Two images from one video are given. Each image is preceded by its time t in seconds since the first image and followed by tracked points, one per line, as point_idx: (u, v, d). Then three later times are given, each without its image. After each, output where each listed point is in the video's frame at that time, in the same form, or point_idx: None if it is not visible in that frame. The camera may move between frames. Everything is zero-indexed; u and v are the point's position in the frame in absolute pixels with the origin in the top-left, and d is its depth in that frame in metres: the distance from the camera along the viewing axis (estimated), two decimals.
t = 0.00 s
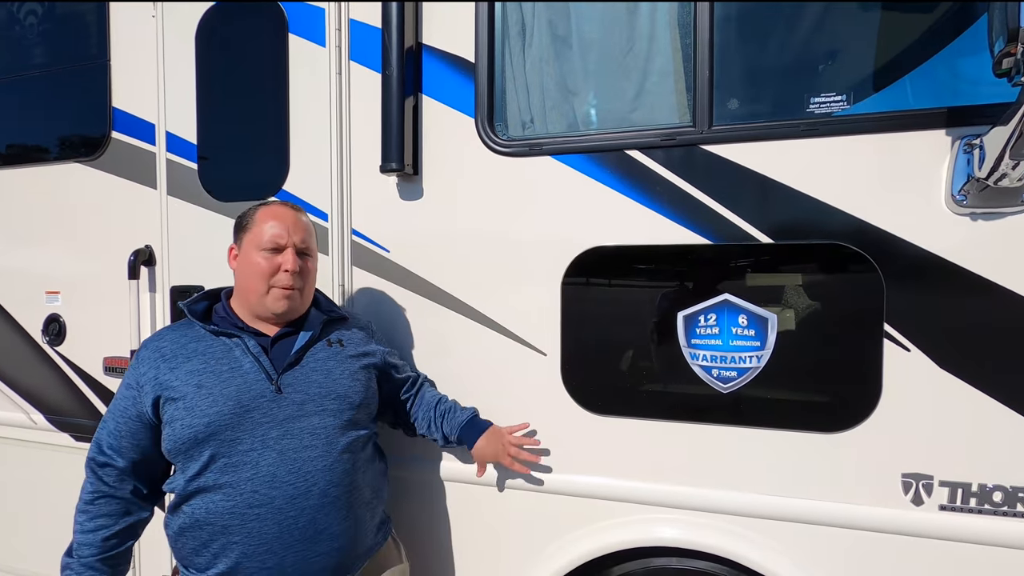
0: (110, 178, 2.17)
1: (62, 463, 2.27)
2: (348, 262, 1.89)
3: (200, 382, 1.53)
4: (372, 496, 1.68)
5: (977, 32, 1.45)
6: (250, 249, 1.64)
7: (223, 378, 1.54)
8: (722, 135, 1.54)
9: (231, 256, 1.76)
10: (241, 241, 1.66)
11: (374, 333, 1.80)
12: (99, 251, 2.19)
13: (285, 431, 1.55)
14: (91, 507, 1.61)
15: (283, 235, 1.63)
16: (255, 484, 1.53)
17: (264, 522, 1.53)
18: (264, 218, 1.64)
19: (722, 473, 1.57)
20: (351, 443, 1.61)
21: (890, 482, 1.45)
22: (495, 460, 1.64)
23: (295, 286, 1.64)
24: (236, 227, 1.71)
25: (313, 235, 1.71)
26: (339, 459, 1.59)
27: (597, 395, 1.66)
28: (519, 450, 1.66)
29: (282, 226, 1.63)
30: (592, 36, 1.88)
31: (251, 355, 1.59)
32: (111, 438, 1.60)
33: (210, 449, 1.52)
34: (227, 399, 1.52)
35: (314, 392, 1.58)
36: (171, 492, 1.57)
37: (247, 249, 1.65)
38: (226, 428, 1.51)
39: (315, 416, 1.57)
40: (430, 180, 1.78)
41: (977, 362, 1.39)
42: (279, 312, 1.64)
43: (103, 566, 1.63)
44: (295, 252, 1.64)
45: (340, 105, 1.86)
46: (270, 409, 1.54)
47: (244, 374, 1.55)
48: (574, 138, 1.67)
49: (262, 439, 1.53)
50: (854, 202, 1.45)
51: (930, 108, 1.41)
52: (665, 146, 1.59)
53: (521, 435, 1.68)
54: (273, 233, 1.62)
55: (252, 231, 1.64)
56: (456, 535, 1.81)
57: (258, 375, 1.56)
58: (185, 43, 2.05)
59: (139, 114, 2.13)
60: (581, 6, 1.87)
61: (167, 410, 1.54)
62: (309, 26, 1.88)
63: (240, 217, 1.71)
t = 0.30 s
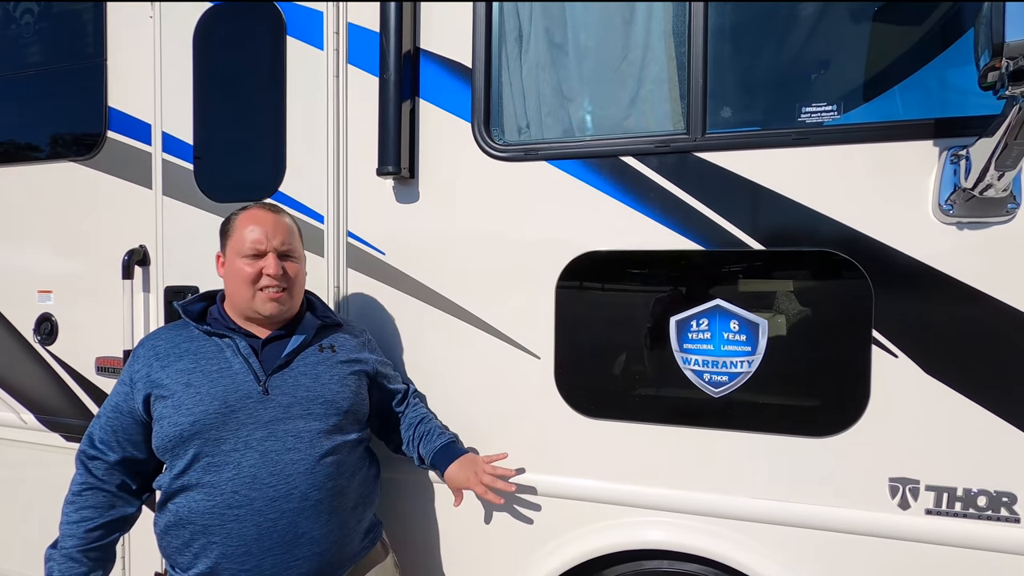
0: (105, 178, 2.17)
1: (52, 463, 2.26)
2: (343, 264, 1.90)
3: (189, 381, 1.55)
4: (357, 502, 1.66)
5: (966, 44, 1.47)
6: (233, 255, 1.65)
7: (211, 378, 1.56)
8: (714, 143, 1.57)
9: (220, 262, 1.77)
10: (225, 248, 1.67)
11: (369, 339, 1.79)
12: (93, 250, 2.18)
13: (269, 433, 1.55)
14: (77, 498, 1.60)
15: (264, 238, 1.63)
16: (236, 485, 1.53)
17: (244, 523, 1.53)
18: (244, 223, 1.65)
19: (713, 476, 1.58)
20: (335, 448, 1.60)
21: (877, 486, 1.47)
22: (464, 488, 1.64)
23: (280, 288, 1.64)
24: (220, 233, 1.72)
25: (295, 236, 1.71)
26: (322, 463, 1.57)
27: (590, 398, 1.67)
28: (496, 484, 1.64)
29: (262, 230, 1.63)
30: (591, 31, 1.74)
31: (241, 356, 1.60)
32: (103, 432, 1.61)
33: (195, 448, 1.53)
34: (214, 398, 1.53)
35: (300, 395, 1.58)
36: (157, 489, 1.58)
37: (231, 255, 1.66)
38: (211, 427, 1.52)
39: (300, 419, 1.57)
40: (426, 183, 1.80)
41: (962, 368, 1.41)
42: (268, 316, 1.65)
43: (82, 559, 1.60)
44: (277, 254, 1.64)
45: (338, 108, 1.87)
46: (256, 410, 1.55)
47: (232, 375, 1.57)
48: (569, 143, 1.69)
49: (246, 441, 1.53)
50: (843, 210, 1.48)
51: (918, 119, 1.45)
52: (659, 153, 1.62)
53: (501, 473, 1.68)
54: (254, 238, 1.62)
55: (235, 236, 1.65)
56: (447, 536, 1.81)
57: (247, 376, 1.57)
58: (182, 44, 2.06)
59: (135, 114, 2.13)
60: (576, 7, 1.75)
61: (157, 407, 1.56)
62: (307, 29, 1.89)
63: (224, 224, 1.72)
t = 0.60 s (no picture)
0: (106, 181, 2.18)
1: (51, 467, 2.26)
2: (343, 268, 1.91)
3: (200, 387, 1.54)
4: (364, 511, 1.67)
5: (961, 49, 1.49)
6: (249, 261, 1.63)
7: (222, 385, 1.55)
8: (711, 148, 1.58)
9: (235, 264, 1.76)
10: (241, 251, 1.66)
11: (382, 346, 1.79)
12: (94, 253, 2.19)
13: (279, 440, 1.55)
14: (93, 506, 1.63)
15: (281, 247, 1.62)
16: (245, 493, 1.53)
17: (252, 532, 1.53)
18: (261, 229, 1.63)
19: (710, 479, 1.59)
20: (344, 457, 1.60)
21: (873, 489, 1.48)
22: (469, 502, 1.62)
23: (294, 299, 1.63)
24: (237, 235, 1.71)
25: (313, 245, 1.70)
26: (331, 472, 1.58)
27: (588, 401, 1.69)
28: (501, 501, 1.64)
29: (280, 237, 1.62)
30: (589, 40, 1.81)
31: (252, 363, 1.60)
32: (114, 438, 1.61)
33: (205, 454, 1.53)
34: (225, 405, 1.53)
35: (312, 403, 1.58)
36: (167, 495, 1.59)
37: (247, 260, 1.65)
38: (222, 434, 1.52)
39: (311, 428, 1.57)
40: (426, 188, 1.81)
41: (957, 371, 1.42)
42: (279, 325, 1.65)
43: (99, 565, 1.64)
44: (293, 264, 1.63)
45: (338, 112, 1.89)
46: (267, 418, 1.54)
47: (243, 382, 1.56)
48: (567, 148, 1.70)
49: (256, 448, 1.53)
50: (839, 215, 1.49)
51: (912, 125, 1.46)
52: (657, 158, 1.63)
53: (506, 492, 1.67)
54: (270, 245, 1.61)
55: (252, 241, 1.64)
56: (448, 539, 1.82)
57: (258, 383, 1.57)
58: (184, 49, 2.07)
59: (136, 118, 2.15)
60: (574, 18, 1.81)
61: (167, 413, 1.55)
62: (308, 35, 1.91)
63: (242, 225, 1.70)
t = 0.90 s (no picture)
0: (103, 184, 2.19)
1: (50, 469, 2.26)
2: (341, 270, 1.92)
3: (243, 394, 1.56)
4: (404, 532, 1.63)
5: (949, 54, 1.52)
6: (294, 264, 1.63)
7: (265, 392, 1.56)
8: (705, 150, 1.60)
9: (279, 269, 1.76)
10: (286, 255, 1.66)
11: (432, 358, 1.74)
12: (91, 256, 2.20)
13: (318, 453, 1.54)
14: (137, 508, 1.67)
15: (326, 249, 1.61)
16: (282, 506, 1.53)
17: (287, 547, 1.53)
18: (306, 231, 1.62)
19: (706, 477, 1.61)
20: (383, 475, 1.57)
21: (866, 485, 1.50)
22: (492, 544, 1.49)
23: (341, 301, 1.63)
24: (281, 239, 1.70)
25: (358, 245, 1.68)
26: (370, 489, 1.55)
27: (585, 400, 1.70)
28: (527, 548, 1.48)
29: (324, 240, 1.61)
30: (585, 45, 1.87)
31: (295, 370, 1.60)
32: (162, 439, 1.66)
33: (246, 462, 1.54)
34: (266, 413, 1.54)
35: (353, 415, 1.56)
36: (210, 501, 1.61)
37: (291, 263, 1.64)
38: (262, 443, 1.53)
39: (351, 441, 1.55)
40: (423, 190, 1.83)
41: (947, 369, 1.45)
42: (326, 329, 1.65)
43: (139, 569, 1.67)
44: (339, 266, 1.62)
45: (335, 114, 1.90)
46: (307, 429, 1.54)
47: (286, 390, 1.57)
48: (563, 150, 1.72)
49: (295, 460, 1.53)
50: (831, 215, 1.52)
51: (903, 126, 1.48)
52: (652, 160, 1.65)
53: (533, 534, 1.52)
54: (316, 248, 1.60)
55: (296, 245, 1.63)
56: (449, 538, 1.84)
57: (300, 392, 1.57)
58: (181, 52, 2.08)
59: (134, 121, 2.15)
60: (570, 21, 1.88)
61: (212, 418, 1.58)
62: (305, 38, 1.92)
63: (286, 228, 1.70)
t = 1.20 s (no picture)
0: (76, 180, 2.14)
1: (23, 471, 2.22)
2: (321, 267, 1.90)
3: (272, 385, 1.59)
4: (433, 544, 1.58)
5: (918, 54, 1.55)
6: (337, 256, 1.62)
7: (293, 385, 1.58)
8: (683, 147, 1.63)
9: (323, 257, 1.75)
10: (330, 245, 1.64)
11: (481, 356, 1.70)
12: (64, 254, 2.15)
13: (341, 452, 1.53)
14: (187, 489, 1.69)
15: (369, 244, 1.58)
16: (303, 506, 1.53)
17: (306, 549, 1.52)
18: (350, 224, 1.60)
19: (685, 469, 1.64)
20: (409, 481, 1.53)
21: (838, 474, 1.54)
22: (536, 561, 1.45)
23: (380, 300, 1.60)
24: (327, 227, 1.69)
25: (403, 240, 1.64)
26: (392, 495, 1.52)
27: (566, 394, 1.72)
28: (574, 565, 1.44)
29: (367, 233, 1.58)
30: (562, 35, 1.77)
31: (326, 364, 1.60)
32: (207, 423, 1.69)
33: (272, 456, 1.56)
34: (292, 407, 1.55)
35: (378, 414, 1.54)
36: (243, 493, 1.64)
37: (334, 255, 1.63)
38: (288, 439, 1.55)
39: (375, 441, 1.53)
40: (404, 186, 1.83)
41: (915, 360, 1.49)
42: (363, 326, 1.64)
43: (195, 549, 1.68)
44: (381, 263, 1.59)
45: (315, 110, 1.89)
46: (331, 426, 1.53)
47: (315, 383, 1.58)
48: (544, 146, 1.73)
49: (319, 457, 1.53)
50: (804, 211, 1.55)
51: (872, 124, 1.53)
52: (631, 156, 1.67)
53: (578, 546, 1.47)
54: (359, 242, 1.58)
55: (341, 235, 1.61)
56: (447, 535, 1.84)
57: (327, 387, 1.57)
58: (156, 46, 2.04)
59: (107, 116, 2.11)
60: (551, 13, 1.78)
61: (246, 406, 1.62)
62: (283, 33, 1.90)
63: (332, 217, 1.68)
